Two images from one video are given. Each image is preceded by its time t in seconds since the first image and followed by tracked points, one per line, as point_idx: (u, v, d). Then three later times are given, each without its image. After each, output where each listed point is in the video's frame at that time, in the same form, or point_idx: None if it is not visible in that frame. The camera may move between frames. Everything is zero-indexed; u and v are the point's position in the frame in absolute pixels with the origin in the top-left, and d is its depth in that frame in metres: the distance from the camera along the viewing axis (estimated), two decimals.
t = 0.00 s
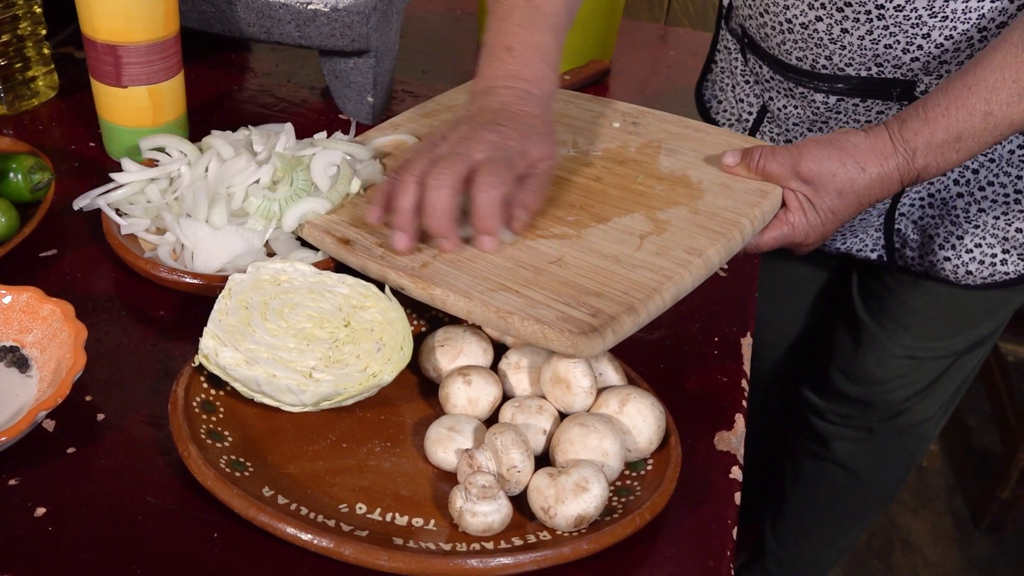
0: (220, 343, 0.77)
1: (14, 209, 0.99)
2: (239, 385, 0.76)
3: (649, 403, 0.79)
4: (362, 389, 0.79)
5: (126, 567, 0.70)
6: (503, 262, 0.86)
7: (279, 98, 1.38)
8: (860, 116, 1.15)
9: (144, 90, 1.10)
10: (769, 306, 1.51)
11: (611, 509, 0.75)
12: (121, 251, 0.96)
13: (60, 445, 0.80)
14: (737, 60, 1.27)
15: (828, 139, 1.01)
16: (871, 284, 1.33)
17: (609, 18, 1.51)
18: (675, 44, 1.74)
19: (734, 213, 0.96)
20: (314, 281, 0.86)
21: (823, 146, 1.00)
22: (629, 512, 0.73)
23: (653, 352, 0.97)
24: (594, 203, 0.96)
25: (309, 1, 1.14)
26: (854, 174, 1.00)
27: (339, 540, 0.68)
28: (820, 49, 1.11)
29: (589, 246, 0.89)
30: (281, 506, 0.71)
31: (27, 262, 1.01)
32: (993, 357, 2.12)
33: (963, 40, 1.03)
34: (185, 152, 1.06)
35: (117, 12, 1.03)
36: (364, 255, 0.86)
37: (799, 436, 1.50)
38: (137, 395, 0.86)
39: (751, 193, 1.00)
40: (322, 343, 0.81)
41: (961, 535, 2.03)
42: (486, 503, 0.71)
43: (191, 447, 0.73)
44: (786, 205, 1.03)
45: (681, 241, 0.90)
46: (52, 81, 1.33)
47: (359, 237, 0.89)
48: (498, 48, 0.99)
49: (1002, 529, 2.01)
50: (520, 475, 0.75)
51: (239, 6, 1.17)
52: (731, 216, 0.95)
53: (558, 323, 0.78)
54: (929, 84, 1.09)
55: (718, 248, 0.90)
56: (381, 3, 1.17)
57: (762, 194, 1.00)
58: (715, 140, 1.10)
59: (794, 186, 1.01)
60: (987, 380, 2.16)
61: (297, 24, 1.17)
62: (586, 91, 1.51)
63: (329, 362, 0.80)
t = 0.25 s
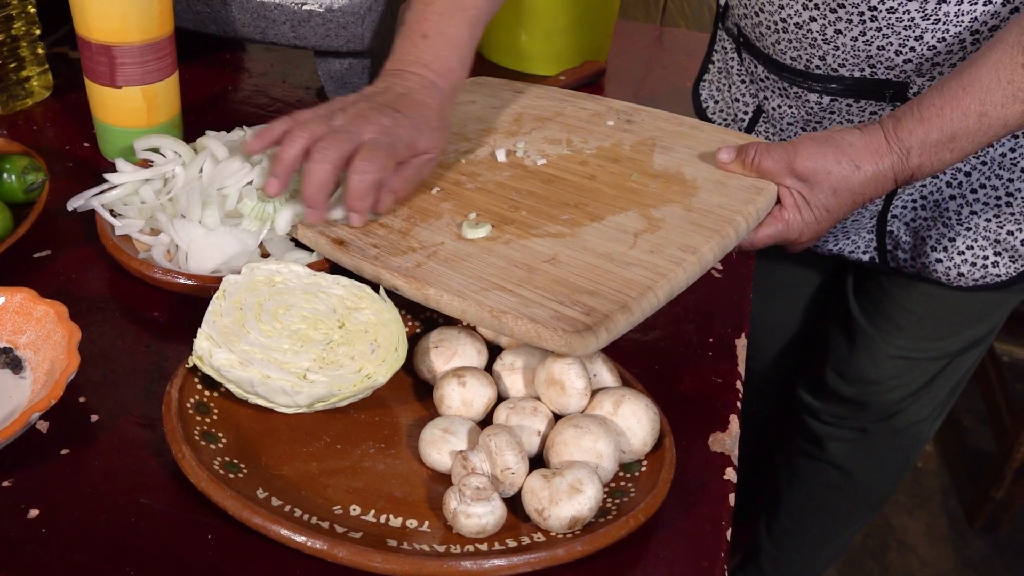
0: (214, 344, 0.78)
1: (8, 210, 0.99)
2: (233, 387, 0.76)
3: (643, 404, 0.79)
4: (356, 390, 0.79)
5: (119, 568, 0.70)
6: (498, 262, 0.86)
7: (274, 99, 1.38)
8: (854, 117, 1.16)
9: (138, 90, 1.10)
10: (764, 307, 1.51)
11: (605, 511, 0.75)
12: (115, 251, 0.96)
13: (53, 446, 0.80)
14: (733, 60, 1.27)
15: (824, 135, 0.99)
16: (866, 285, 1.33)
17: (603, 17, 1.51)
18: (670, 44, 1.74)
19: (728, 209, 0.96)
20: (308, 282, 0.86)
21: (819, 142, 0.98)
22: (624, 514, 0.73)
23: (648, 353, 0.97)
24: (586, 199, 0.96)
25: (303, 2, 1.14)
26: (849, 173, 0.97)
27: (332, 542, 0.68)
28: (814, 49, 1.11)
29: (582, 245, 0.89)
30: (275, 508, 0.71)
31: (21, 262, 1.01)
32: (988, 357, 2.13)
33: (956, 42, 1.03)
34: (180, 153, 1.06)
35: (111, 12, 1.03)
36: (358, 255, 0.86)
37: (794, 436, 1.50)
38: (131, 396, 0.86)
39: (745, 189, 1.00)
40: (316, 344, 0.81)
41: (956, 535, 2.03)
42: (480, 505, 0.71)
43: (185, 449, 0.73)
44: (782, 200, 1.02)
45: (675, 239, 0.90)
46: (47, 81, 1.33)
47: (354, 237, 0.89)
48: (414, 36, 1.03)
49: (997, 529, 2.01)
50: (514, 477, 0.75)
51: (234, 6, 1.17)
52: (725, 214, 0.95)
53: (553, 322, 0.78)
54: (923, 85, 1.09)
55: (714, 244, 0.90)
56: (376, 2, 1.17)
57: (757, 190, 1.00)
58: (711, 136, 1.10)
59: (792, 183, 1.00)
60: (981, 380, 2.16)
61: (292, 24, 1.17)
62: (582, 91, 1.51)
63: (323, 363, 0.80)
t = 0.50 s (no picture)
0: (203, 347, 0.77)
1: None
2: (222, 390, 0.76)
3: (633, 407, 0.79)
4: (346, 393, 0.79)
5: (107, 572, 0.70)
6: (505, 262, 0.86)
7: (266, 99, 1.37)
8: (847, 117, 1.16)
9: (129, 90, 1.10)
10: (757, 308, 1.51)
11: (594, 513, 0.75)
12: (104, 253, 0.96)
13: (42, 449, 0.80)
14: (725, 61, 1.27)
15: (832, 131, 0.98)
16: (858, 285, 1.33)
17: (597, 17, 1.51)
18: (664, 45, 1.74)
19: (738, 207, 0.97)
20: (298, 284, 0.86)
21: (826, 138, 0.97)
22: (613, 516, 0.73)
23: (639, 355, 0.97)
24: (593, 200, 0.96)
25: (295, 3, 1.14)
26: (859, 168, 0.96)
27: (321, 545, 0.68)
28: (807, 49, 1.11)
29: (591, 244, 0.89)
30: (263, 511, 0.71)
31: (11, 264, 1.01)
32: (981, 358, 2.13)
33: (948, 42, 1.03)
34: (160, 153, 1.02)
35: (101, 13, 1.02)
36: (363, 259, 0.86)
37: (787, 437, 1.50)
38: (120, 399, 0.86)
39: (753, 186, 1.01)
40: (306, 347, 0.81)
41: (949, 535, 2.03)
42: (469, 508, 0.71)
43: (173, 452, 0.73)
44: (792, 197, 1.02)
45: (684, 236, 0.90)
46: (38, 81, 1.32)
47: (357, 242, 0.89)
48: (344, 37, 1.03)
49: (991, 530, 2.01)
50: (503, 480, 0.75)
51: (226, 7, 1.17)
52: (734, 211, 0.96)
53: (562, 320, 0.78)
54: (915, 85, 1.09)
55: (726, 241, 0.91)
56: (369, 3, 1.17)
57: (765, 188, 1.01)
58: (718, 137, 1.10)
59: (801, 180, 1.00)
60: (975, 380, 2.17)
61: (283, 24, 1.17)
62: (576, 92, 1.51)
63: (313, 366, 0.80)
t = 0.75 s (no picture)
0: (190, 348, 0.78)
1: None
2: (209, 390, 0.76)
3: (620, 407, 0.79)
4: (333, 394, 0.79)
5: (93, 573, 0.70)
6: (503, 250, 0.86)
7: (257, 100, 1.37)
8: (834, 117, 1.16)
9: (118, 91, 1.10)
10: (747, 309, 1.51)
11: (580, 513, 0.75)
12: (93, 254, 0.96)
13: (29, 451, 0.80)
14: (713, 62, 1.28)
15: (835, 118, 1.01)
16: (846, 286, 1.34)
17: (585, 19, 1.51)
18: (656, 46, 1.74)
19: (740, 194, 0.97)
20: (286, 285, 0.86)
21: (829, 124, 1.00)
22: (600, 516, 0.73)
23: (627, 355, 0.97)
24: (592, 194, 0.96)
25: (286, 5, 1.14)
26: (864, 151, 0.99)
27: (307, 545, 0.68)
28: (795, 49, 1.11)
29: (591, 232, 0.89)
30: (250, 512, 0.71)
31: None
32: (971, 357, 2.14)
33: (935, 42, 1.04)
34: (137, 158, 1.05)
35: (90, 14, 1.02)
36: (359, 253, 0.87)
37: (776, 437, 1.50)
38: (108, 400, 0.86)
39: (756, 173, 1.01)
40: (293, 348, 0.81)
41: (940, 534, 2.04)
42: (455, 508, 0.71)
43: (160, 452, 0.73)
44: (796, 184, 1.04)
45: (687, 221, 0.91)
46: (28, 82, 1.32)
47: (354, 238, 0.90)
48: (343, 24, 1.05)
49: (981, 529, 2.02)
50: (489, 480, 0.75)
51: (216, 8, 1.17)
52: (737, 198, 0.96)
53: (560, 302, 0.78)
54: (903, 84, 1.09)
55: (727, 224, 0.91)
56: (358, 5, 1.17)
57: (769, 175, 1.01)
58: (718, 130, 1.10)
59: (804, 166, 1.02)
60: (965, 379, 2.18)
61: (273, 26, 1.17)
62: (566, 93, 1.51)
63: (300, 366, 0.80)
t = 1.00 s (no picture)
0: (180, 352, 0.78)
1: None
2: (199, 394, 0.77)
3: (609, 411, 0.80)
4: (323, 398, 0.79)
5: None
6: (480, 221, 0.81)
7: (249, 104, 1.38)
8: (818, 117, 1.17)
9: (109, 95, 1.10)
10: (736, 313, 1.52)
11: (570, 516, 0.75)
12: (83, 258, 0.96)
13: (20, 455, 0.80)
14: (702, 64, 1.28)
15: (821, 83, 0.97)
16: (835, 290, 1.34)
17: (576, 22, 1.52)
18: (647, 50, 1.75)
19: (721, 157, 0.89)
20: (277, 289, 0.86)
21: (813, 87, 0.96)
22: (589, 520, 0.74)
23: (617, 359, 0.98)
24: (571, 164, 0.89)
25: (276, 8, 1.15)
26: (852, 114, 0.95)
27: (297, 549, 0.68)
28: (778, 48, 1.12)
29: (568, 199, 0.83)
30: (241, 516, 0.71)
31: None
32: (961, 359, 2.15)
33: (916, 41, 1.05)
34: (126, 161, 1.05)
35: (80, 17, 1.02)
36: (335, 233, 0.84)
37: (767, 440, 1.51)
38: (99, 404, 0.86)
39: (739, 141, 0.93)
40: (284, 352, 0.82)
41: (930, 535, 2.05)
42: (445, 512, 0.71)
43: (151, 457, 0.73)
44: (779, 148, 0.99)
45: (659, 183, 0.84)
46: (19, 86, 1.32)
47: (333, 221, 0.86)
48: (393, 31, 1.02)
49: (971, 530, 2.03)
50: (479, 483, 0.75)
51: (207, 11, 1.17)
52: (716, 160, 0.88)
53: (526, 255, 0.74)
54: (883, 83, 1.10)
55: (707, 184, 0.84)
56: (348, 9, 1.18)
57: (749, 141, 0.94)
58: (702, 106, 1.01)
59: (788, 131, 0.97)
60: (955, 381, 2.19)
61: (264, 30, 1.17)
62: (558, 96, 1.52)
63: (290, 370, 0.81)
